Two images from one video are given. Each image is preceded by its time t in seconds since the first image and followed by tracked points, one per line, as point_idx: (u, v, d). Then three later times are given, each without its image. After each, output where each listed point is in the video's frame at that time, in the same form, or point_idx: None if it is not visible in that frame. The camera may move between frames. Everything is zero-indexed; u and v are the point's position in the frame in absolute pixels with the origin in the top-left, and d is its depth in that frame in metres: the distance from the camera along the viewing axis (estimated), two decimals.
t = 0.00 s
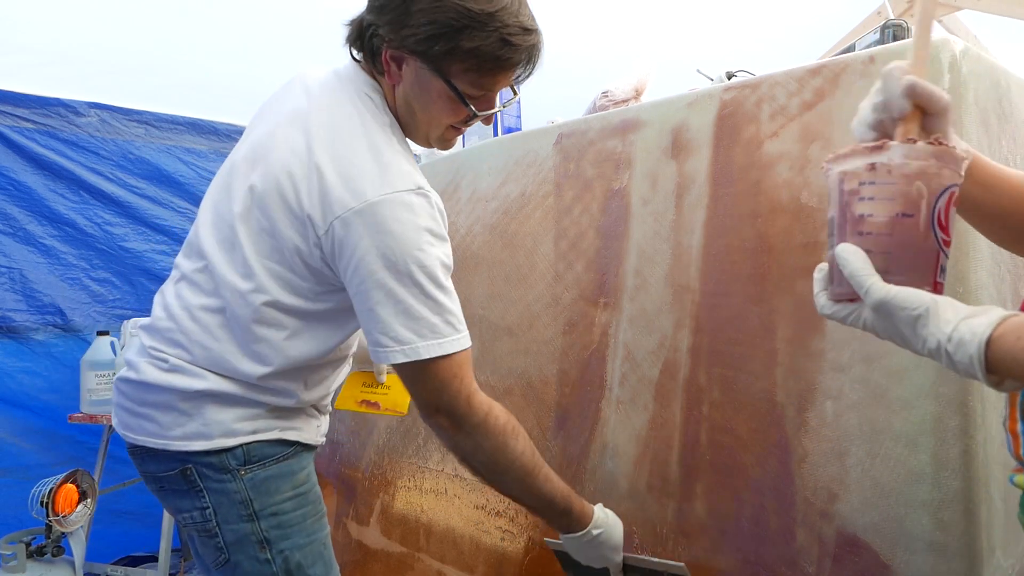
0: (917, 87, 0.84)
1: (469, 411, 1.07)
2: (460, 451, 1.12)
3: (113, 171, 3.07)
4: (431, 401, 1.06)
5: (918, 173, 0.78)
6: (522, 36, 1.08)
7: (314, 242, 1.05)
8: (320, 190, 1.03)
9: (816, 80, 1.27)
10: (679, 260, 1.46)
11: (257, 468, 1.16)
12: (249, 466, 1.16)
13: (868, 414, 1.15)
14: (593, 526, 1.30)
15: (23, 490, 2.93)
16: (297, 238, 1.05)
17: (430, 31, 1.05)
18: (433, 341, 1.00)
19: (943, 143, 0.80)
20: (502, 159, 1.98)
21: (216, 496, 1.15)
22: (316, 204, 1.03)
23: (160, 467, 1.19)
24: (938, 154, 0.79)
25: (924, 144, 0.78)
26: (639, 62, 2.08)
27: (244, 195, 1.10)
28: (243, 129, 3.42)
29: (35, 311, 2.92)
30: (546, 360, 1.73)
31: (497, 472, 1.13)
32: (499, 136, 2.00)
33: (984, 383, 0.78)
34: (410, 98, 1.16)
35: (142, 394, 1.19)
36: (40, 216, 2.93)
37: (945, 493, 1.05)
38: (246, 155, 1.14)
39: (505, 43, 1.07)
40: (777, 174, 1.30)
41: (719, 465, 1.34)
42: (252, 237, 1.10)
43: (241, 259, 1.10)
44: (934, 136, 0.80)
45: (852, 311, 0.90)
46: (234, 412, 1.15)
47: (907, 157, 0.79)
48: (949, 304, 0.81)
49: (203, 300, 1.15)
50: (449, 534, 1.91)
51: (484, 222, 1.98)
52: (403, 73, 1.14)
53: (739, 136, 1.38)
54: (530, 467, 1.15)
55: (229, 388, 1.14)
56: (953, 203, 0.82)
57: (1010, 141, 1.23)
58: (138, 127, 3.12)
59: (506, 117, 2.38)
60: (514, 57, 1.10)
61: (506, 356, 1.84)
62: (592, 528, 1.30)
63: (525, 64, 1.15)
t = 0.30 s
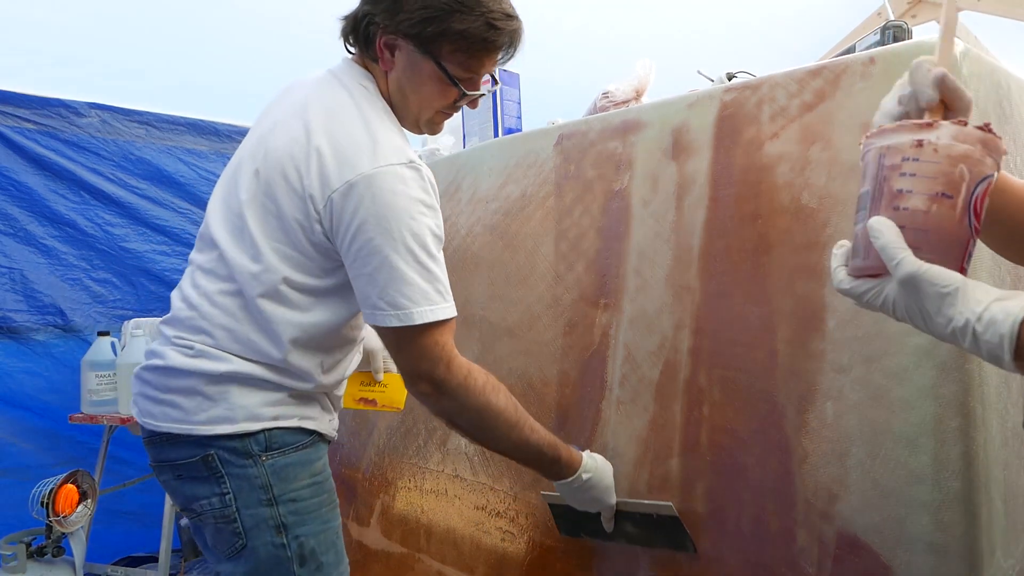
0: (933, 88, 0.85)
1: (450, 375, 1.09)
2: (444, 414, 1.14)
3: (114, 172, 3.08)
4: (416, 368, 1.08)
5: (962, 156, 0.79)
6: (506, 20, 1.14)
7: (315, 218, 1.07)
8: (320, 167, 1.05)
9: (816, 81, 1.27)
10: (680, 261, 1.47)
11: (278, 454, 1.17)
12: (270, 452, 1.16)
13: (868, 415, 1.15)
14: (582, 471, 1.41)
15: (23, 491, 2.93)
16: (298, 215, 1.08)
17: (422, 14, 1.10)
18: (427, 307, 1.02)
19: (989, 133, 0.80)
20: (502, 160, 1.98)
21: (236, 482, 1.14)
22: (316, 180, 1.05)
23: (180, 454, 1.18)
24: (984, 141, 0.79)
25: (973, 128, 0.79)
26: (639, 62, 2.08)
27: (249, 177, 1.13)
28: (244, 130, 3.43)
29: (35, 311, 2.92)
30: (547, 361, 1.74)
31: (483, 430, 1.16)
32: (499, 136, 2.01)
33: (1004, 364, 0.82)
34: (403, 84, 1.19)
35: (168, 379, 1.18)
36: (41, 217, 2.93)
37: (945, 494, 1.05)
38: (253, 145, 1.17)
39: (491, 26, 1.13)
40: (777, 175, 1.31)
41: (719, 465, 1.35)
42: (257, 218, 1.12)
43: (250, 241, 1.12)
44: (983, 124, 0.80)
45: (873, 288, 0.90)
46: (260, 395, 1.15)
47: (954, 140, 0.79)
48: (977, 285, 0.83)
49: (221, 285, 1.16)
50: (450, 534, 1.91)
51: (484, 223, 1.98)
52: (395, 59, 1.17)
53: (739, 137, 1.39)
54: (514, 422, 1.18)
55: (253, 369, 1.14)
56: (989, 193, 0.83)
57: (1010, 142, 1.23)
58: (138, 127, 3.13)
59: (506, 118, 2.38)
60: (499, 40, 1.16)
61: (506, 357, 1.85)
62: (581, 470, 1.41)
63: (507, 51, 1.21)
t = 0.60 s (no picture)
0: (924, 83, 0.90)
1: (411, 328, 1.10)
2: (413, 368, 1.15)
3: (114, 172, 3.09)
4: (375, 328, 1.08)
5: (952, 172, 0.78)
6: None
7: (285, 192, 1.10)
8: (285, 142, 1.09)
9: (817, 81, 1.27)
10: (680, 260, 1.46)
11: (288, 439, 1.17)
12: (280, 437, 1.17)
13: (868, 415, 1.15)
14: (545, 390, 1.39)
15: (23, 490, 2.93)
16: (268, 191, 1.10)
17: None
18: (391, 264, 1.04)
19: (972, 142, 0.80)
20: (502, 160, 1.98)
21: (248, 464, 1.16)
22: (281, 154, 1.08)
23: (197, 439, 1.20)
24: (971, 152, 0.78)
25: (957, 141, 0.78)
26: (640, 62, 2.08)
27: (228, 166, 1.17)
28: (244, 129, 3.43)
29: (35, 311, 2.92)
30: (547, 361, 1.74)
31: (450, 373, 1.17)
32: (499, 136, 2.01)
33: None
34: (353, 61, 1.22)
35: (185, 371, 1.21)
36: (41, 217, 2.93)
37: (945, 494, 1.05)
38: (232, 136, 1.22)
39: None
40: (777, 175, 1.31)
41: (720, 464, 1.35)
42: (235, 199, 1.15)
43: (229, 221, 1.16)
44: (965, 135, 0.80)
45: (890, 315, 0.90)
46: (271, 379, 1.16)
47: (941, 156, 0.78)
48: (996, 304, 0.84)
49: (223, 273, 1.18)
50: (449, 534, 1.91)
51: (484, 223, 1.98)
52: (343, 38, 1.21)
53: (739, 137, 1.39)
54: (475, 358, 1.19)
55: (262, 352, 1.16)
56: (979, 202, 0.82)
57: (1010, 142, 1.23)
58: (138, 127, 3.14)
59: (506, 118, 2.38)
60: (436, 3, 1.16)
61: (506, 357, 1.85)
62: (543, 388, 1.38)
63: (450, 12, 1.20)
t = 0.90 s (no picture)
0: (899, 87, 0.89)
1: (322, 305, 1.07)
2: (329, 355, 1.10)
3: (114, 172, 3.08)
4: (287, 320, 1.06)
5: (919, 186, 0.78)
6: None
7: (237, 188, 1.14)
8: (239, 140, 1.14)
9: (816, 81, 1.27)
10: (680, 260, 1.46)
11: (286, 432, 1.19)
12: (278, 430, 1.19)
13: (869, 415, 1.15)
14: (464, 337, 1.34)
15: (23, 490, 2.93)
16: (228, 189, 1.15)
17: None
18: (298, 255, 1.04)
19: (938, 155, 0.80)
20: (502, 160, 1.98)
21: (248, 457, 1.18)
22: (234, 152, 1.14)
23: (201, 434, 1.23)
24: (936, 166, 0.78)
25: (921, 157, 0.78)
26: (640, 62, 2.08)
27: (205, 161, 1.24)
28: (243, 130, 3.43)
29: (35, 311, 2.92)
30: (547, 361, 1.74)
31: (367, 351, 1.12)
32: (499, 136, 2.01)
33: None
34: (315, 60, 1.28)
35: (186, 370, 1.24)
36: (41, 217, 2.93)
37: (945, 494, 1.05)
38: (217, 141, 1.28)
39: None
40: (777, 175, 1.31)
41: (720, 464, 1.34)
42: (209, 199, 1.21)
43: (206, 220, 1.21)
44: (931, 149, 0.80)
45: (870, 331, 0.89)
46: (267, 375, 1.19)
47: (907, 172, 0.78)
48: (975, 316, 0.85)
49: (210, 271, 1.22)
50: (449, 534, 1.91)
51: (484, 222, 1.98)
52: (304, 38, 1.27)
53: (739, 137, 1.38)
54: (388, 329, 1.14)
55: (255, 348, 1.19)
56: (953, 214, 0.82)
57: (1010, 142, 1.23)
58: (138, 127, 3.14)
59: (506, 118, 2.38)
60: None
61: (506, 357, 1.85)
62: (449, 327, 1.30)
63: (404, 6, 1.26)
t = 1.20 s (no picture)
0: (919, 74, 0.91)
1: (335, 347, 1.16)
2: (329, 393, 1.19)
3: (114, 172, 3.08)
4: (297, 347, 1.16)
5: (923, 175, 0.81)
6: None
7: (236, 215, 1.21)
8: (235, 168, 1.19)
9: (817, 81, 1.27)
10: (680, 260, 1.47)
11: (254, 430, 1.27)
12: (247, 428, 1.27)
13: (869, 415, 1.15)
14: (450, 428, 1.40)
15: (23, 490, 2.92)
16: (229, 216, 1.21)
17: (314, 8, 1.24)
18: (304, 290, 1.12)
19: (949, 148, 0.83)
20: (502, 160, 1.98)
21: (219, 454, 1.27)
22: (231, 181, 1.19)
23: (180, 431, 1.32)
24: (942, 157, 0.82)
25: (929, 148, 0.81)
26: (640, 62, 2.08)
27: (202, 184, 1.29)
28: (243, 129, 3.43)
29: (35, 311, 2.92)
30: (547, 361, 1.74)
31: (365, 400, 1.20)
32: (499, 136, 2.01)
33: (988, 369, 0.81)
34: (322, 79, 1.32)
35: (166, 370, 1.33)
36: (41, 217, 2.93)
37: (945, 494, 1.05)
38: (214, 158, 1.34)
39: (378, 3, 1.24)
40: (777, 176, 1.31)
41: (720, 464, 1.34)
42: (205, 221, 1.27)
43: (200, 241, 1.28)
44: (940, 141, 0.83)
45: (860, 305, 0.92)
46: (238, 379, 1.28)
47: (914, 160, 0.82)
48: (952, 293, 0.83)
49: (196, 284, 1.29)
50: (449, 534, 1.91)
51: (484, 222, 1.98)
52: (310, 58, 1.31)
53: (739, 137, 1.38)
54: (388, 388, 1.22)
55: (227, 355, 1.27)
56: (959, 203, 0.85)
57: (1010, 142, 1.23)
58: (138, 127, 3.13)
59: (506, 118, 2.38)
60: (389, 16, 1.26)
61: (507, 357, 1.85)
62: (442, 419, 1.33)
63: (406, 25, 1.31)
